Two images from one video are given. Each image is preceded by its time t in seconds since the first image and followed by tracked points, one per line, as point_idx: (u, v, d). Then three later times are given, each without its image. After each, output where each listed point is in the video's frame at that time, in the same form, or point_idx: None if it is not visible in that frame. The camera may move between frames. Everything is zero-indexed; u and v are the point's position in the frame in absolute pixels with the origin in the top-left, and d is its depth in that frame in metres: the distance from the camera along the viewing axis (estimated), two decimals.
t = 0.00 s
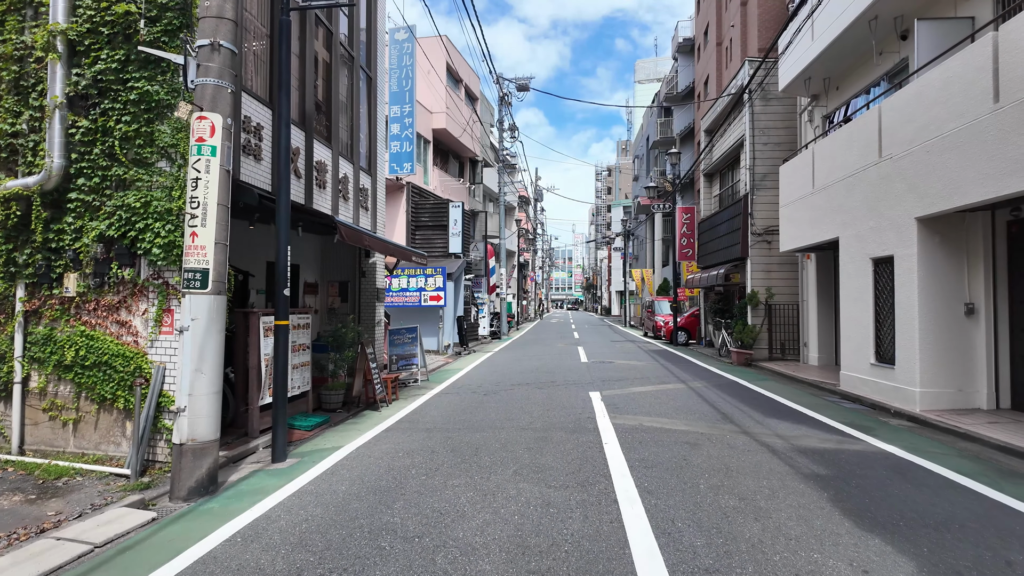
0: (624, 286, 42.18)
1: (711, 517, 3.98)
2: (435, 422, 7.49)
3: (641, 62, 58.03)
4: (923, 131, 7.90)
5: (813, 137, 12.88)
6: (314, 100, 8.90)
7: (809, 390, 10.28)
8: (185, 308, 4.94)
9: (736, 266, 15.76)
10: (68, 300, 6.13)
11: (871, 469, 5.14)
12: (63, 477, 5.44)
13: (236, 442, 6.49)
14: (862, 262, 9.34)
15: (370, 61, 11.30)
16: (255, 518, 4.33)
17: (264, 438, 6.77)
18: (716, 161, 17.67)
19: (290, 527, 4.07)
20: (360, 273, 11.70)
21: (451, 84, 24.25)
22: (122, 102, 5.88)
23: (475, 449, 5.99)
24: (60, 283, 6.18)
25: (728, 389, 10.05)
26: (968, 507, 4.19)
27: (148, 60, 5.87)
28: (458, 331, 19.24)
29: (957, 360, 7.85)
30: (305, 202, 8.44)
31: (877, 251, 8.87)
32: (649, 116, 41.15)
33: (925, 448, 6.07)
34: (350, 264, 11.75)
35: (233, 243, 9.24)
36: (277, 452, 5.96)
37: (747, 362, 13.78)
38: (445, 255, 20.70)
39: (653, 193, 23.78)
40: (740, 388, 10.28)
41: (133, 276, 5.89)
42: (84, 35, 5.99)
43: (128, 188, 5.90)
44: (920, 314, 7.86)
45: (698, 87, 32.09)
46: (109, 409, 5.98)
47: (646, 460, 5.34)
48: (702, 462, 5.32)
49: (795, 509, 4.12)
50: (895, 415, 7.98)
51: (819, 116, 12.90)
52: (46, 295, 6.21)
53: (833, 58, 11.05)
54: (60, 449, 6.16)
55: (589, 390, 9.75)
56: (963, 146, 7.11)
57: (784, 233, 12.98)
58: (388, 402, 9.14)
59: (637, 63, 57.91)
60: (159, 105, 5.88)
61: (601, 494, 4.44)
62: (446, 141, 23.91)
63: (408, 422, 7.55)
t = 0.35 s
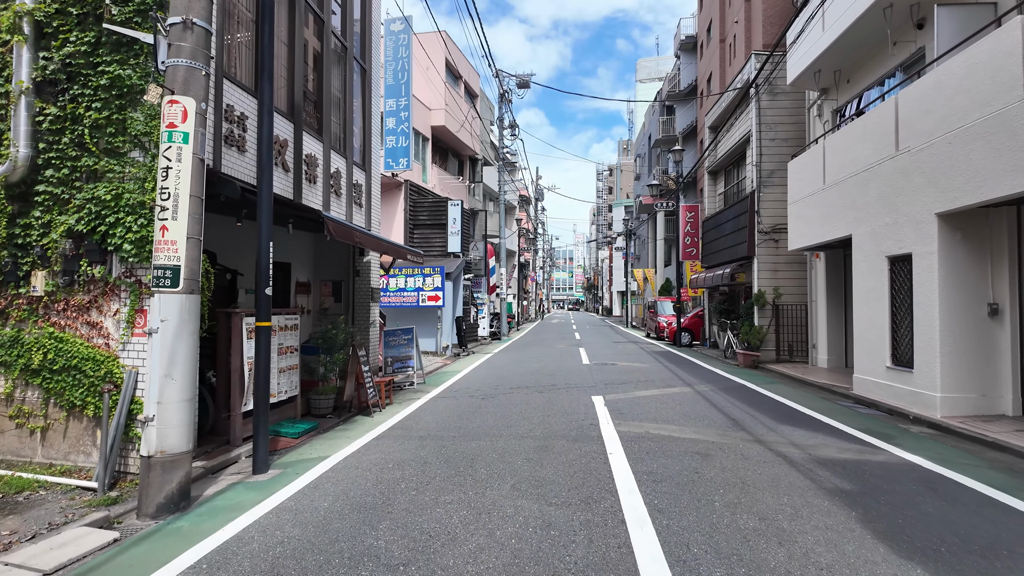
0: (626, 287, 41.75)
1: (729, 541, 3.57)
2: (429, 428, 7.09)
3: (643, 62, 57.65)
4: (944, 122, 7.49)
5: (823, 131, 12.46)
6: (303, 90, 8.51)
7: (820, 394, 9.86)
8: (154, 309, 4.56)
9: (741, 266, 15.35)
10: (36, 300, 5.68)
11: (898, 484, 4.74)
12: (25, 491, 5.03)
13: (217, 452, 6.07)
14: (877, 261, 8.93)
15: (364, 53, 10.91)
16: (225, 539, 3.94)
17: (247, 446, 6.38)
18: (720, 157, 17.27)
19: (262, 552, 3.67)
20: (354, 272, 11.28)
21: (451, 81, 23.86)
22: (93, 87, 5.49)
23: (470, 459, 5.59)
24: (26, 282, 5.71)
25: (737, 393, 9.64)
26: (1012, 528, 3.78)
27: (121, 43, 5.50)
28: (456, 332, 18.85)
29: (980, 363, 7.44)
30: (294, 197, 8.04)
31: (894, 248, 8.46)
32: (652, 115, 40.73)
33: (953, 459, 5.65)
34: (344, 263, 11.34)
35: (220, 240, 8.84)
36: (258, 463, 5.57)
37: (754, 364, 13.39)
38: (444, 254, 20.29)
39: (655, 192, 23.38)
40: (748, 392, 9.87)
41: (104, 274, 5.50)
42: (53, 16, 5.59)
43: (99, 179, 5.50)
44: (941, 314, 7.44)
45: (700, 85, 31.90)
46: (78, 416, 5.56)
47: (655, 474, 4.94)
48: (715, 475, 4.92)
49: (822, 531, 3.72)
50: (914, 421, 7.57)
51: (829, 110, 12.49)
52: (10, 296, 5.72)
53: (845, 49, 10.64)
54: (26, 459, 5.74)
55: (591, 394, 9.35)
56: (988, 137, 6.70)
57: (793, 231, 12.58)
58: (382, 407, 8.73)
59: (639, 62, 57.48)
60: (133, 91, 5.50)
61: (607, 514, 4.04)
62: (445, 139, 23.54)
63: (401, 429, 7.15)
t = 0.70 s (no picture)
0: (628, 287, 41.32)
1: (749, 566, 3.19)
2: (421, 434, 6.71)
3: (645, 60, 57.25)
4: (965, 110, 7.10)
5: (832, 125, 12.07)
6: (291, 79, 8.14)
7: (832, 397, 9.46)
8: (117, 306, 4.15)
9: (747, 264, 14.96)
10: None
11: (929, 497, 4.35)
12: None
13: (195, 459, 5.69)
14: (892, 258, 8.54)
15: (358, 43, 10.54)
16: (189, 561, 3.54)
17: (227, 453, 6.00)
18: (725, 153, 16.87)
19: None
20: (347, 271, 10.86)
21: (450, 77, 23.51)
22: (58, 68, 5.10)
23: (464, 468, 5.21)
24: None
25: (745, 395, 9.25)
26: None
27: (89, 21, 5.15)
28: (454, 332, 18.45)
29: (1003, 364, 7.05)
30: (282, 190, 7.67)
31: (911, 244, 8.07)
32: (654, 112, 40.30)
33: (982, 468, 5.25)
34: (337, 261, 10.94)
35: (205, 236, 8.48)
36: (236, 473, 5.18)
37: (760, 365, 13.01)
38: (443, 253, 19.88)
39: (657, 189, 23.00)
40: (756, 394, 9.48)
41: (70, 269, 5.12)
42: None
43: (65, 167, 5.11)
44: (963, 313, 7.05)
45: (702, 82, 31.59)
46: (43, 422, 5.17)
47: (663, 485, 4.55)
48: (729, 487, 4.54)
49: (852, 554, 3.33)
50: (933, 425, 7.18)
51: (838, 103, 12.10)
52: None
53: (856, 39, 10.26)
54: None
55: (593, 396, 8.96)
56: (1013, 125, 6.32)
57: (801, 228, 12.20)
58: (374, 410, 8.34)
59: (640, 61, 57.08)
60: (102, 72, 5.13)
61: (612, 533, 3.65)
62: (444, 136, 23.17)
63: (392, 434, 6.76)
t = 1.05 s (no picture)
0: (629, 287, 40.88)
1: None
2: (412, 445, 6.31)
3: (646, 59, 56.83)
4: (988, 101, 6.70)
5: (842, 120, 11.65)
6: (276, 70, 7.75)
7: (843, 403, 9.06)
8: (68, 312, 3.74)
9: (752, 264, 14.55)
10: None
11: (966, 521, 3.95)
12: None
13: (167, 475, 5.29)
14: (908, 258, 8.14)
15: (349, 34, 10.13)
16: None
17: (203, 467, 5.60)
18: (729, 151, 16.45)
19: None
20: (339, 271, 10.51)
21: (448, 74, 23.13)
22: (11, 51, 4.66)
23: (455, 486, 4.81)
24: None
25: (753, 402, 8.85)
26: None
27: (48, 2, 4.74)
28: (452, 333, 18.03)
29: None
30: (266, 186, 7.27)
31: (929, 244, 7.67)
32: (655, 111, 39.90)
33: (1017, 485, 4.85)
34: (329, 261, 10.62)
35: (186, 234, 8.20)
36: (208, 491, 4.79)
37: (766, 368, 12.62)
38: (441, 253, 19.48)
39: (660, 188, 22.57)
40: (765, 400, 9.08)
41: (27, 271, 4.70)
42: None
43: (20, 160, 4.68)
44: (987, 316, 6.64)
45: (704, 79, 31.21)
46: None
47: (672, 508, 4.16)
48: (744, 509, 4.14)
49: None
50: (955, 435, 6.77)
51: (848, 97, 11.69)
52: None
53: (867, 30, 9.86)
54: None
55: (594, 402, 8.56)
56: None
57: (809, 227, 11.80)
58: (364, 418, 7.93)
59: (641, 60, 56.65)
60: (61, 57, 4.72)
61: (617, 567, 3.26)
62: (442, 134, 22.77)
63: (381, 446, 6.36)
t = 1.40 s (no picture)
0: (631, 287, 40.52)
1: None
2: (406, 454, 5.93)
3: (647, 58, 56.50)
4: (1016, 88, 6.31)
5: (853, 114, 11.26)
6: (264, 56, 7.35)
7: (858, 407, 8.68)
8: (17, 311, 3.35)
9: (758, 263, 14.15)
10: None
11: (1014, 544, 3.56)
12: None
13: (141, 487, 4.90)
14: (928, 255, 7.75)
15: (343, 23, 9.74)
16: None
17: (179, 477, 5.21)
18: (735, 147, 16.06)
19: None
20: (332, 269, 9.98)
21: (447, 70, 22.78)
22: None
23: (450, 501, 4.42)
24: None
25: (764, 406, 8.47)
26: None
27: None
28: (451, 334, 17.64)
29: None
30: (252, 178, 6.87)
31: (952, 240, 7.28)
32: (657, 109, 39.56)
33: None
34: (324, 258, 10.13)
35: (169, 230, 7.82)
36: (179, 507, 4.39)
37: (774, 370, 12.25)
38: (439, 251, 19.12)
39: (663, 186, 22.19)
40: (776, 405, 8.70)
41: None
42: None
43: None
44: (1017, 317, 6.25)
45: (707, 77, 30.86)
46: None
47: (688, 528, 3.77)
48: (767, 530, 3.75)
49: None
50: (982, 442, 6.38)
51: (859, 90, 11.30)
52: None
53: (882, 19, 9.47)
54: None
55: (598, 406, 8.19)
56: None
57: (819, 225, 11.41)
58: (357, 423, 7.54)
59: (642, 59, 56.31)
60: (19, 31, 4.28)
61: None
62: (441, 131, 22.40)
63: (372, 454, 5.97)
